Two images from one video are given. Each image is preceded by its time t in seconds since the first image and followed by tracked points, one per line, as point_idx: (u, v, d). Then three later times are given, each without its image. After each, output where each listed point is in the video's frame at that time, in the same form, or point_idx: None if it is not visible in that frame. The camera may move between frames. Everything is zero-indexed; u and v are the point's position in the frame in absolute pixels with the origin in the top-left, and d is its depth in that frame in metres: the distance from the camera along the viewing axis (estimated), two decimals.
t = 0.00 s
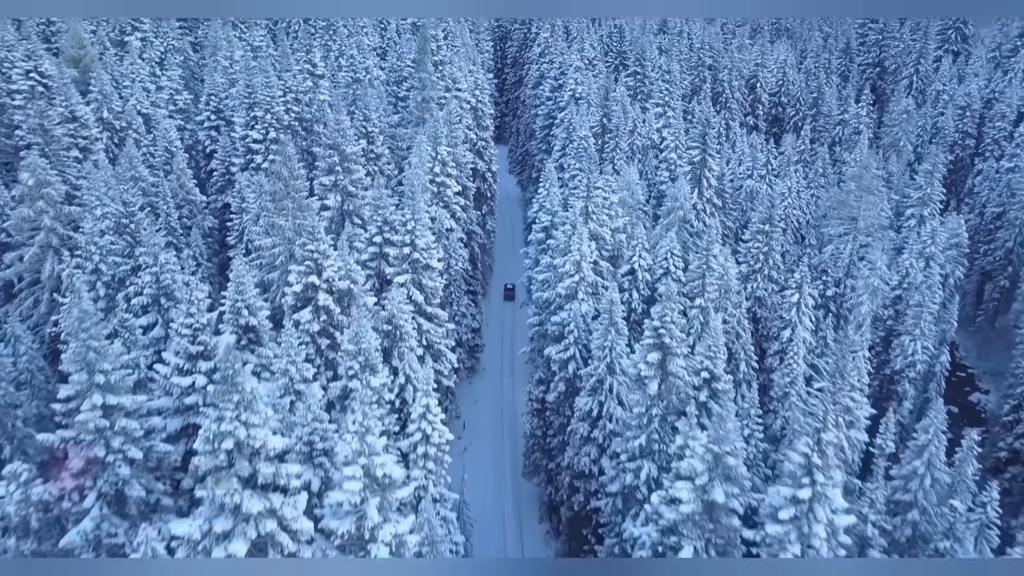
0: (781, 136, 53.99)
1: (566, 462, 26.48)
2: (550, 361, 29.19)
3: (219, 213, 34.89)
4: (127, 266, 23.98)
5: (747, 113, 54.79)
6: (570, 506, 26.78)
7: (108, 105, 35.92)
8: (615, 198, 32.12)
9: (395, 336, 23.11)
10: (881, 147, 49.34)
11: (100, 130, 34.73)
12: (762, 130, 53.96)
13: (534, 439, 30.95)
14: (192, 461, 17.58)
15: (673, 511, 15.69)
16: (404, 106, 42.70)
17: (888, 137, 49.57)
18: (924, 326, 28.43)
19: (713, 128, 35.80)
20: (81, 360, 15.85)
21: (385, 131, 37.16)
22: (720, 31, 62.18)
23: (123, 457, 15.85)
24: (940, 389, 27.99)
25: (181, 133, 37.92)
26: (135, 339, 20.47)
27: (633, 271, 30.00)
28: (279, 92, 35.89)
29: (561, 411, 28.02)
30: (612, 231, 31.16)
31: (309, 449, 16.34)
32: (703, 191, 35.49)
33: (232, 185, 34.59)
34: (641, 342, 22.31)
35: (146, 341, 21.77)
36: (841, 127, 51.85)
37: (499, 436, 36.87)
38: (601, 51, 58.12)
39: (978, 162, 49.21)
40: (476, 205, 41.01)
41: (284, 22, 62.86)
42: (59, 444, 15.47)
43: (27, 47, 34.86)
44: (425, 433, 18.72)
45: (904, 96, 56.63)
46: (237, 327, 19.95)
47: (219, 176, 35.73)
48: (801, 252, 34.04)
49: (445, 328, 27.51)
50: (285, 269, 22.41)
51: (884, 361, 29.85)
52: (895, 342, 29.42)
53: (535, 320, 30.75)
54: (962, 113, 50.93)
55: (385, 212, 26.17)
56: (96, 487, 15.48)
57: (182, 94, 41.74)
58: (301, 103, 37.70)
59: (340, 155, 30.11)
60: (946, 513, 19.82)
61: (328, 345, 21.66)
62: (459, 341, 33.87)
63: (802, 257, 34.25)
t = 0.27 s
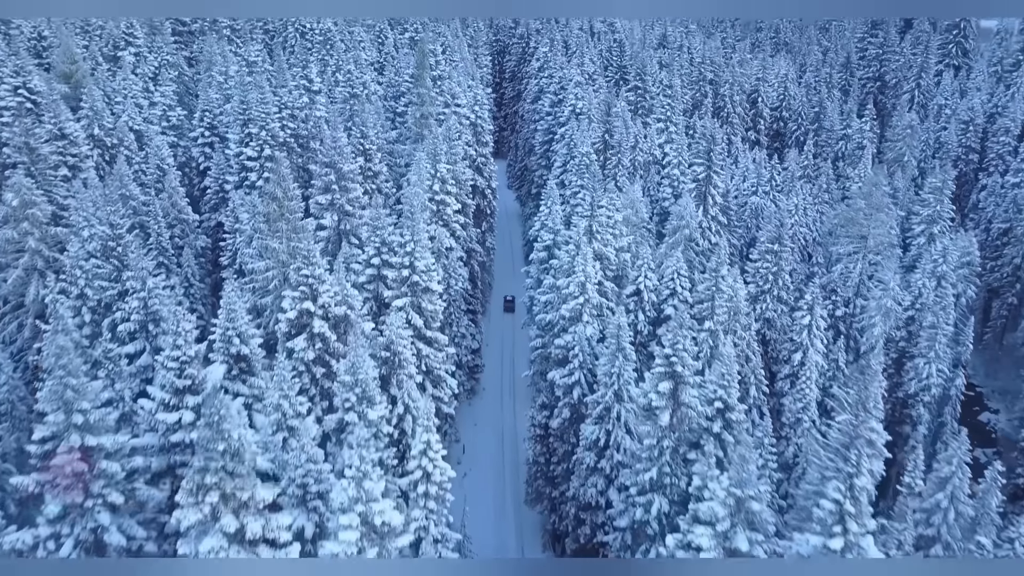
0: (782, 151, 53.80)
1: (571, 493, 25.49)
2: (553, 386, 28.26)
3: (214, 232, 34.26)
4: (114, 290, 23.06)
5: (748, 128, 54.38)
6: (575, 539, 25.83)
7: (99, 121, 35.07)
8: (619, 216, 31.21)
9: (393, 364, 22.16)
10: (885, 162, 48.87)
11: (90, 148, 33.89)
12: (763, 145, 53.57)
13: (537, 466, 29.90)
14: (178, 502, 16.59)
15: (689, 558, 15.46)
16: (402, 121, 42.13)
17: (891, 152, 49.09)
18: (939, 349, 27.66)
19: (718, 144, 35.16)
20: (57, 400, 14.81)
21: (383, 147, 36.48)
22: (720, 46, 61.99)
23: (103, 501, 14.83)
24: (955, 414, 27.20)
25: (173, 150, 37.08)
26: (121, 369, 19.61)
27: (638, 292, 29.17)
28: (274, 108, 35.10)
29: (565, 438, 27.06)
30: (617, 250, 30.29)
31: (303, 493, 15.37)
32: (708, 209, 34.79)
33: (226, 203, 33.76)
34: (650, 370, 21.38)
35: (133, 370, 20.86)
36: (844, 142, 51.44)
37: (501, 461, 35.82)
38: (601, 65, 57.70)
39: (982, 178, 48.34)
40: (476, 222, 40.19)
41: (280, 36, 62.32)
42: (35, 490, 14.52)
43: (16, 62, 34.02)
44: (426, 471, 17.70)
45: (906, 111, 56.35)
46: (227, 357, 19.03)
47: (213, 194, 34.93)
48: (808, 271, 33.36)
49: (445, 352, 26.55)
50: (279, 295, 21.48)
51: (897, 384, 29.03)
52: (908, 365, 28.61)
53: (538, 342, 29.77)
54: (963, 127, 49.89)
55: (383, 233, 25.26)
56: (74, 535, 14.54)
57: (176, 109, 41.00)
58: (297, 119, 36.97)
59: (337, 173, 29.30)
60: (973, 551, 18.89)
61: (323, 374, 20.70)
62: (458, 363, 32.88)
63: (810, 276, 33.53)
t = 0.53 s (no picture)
0: (784, 164, 53.62)
1: (576, 521, 24.58)
2: (557, 408, 27.43)
3: (207, 249, 33.39)
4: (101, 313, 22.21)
5: (749, 140, 54.08)
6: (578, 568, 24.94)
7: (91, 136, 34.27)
8: (623, 233, 30.48)
9: (392, 389, 21.38)
10: (887, 176, 48.51)
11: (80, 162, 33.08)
12: (764, 158, 53.25)
13: (539, 491, 28.94)
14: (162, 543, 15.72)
15: None
16: (400, 135, 41.66)
17: (894, 165, 48.75)
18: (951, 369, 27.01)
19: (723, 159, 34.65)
20: (35, 436, 15.76)
21: (381, 162, 35.93)
22: (720, 59, 61.89)
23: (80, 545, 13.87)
24: (969, 436, 26.55)
25: (167, 165, 36.34)
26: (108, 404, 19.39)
27: (643, 311, 28.47)
28: (269, 122, 34.36)
29: (569, 464, 26.22)
30: (621, 267, 29.58)
31: (296, 534, 15.25)
32: (712, 224, 34.21)
33: (220, 219, 33.01)
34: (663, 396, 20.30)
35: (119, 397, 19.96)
36: (847, 155, 51.12)
37: (501, 479, 34.75)
38: (601, 79, 57.45)
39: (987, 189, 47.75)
40: (476, 237, 39.51)
41: (278, 49, 61.88)
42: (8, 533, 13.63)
43: (6, 76, 33.27)
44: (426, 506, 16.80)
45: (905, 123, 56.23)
46: (219, 384, 18.15)
47: (207, 210, 34.20)
48: (814, 287, 32.79)
49: (445, 374, 25.73)
50: (273, 317, 20.66)
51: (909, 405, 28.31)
52: (921, 386, 27.91)
53: (540, 363, 28.90)
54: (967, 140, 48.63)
55: (382, 251, 24.50)
56: None
57: (170, 123, 40.32)
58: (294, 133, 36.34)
59: (334, 190, 28.62)
60: None
61: (319, 400, 19.85)
62: (459, 383, 32.07)
63: (816, 293, 32.91)
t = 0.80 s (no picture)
0: (786, 179, 53.60)
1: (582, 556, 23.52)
2: (561, 435, 26.42)
3: (200, 269, 32.49)
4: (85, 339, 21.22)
5: (751, 155, 53.59)
6: None
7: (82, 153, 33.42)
8: (629, 252, 29.61)
9: (391, 420, 20.36)
10: (891, 191, 48.02)
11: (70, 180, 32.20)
12: (766, 173, 52.71)
13: (543, 521, 27.82)
14: None
15: None
16: (399, 151, 40.94)
17: (899, 181, 48.28)
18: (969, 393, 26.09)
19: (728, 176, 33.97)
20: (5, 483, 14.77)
21: (379, 179, 35.17)
22: (720, 73, 61.63)
23: None
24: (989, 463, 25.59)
25: (159, 182, 35.47)
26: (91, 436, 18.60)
27: (650, 333, 27.64)
28: (264, 138, 33.53)
29: (575, 494, 25.20)
30: (626, 287, 28.68)
31: None
32: (719, 243, 33.46)
33: (212, 239, 32.12)
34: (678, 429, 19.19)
35: (100, 431, 18.91)
36: (850, 170, 50.71)
37: (502, 504, 33.49)
38: (601, 94, 57.06)
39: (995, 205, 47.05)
40: (476, 254, 38.68)
41: (274, 63, 61.39)
42: None
43: None
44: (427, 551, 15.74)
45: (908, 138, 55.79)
46: (207, 418, 17.12)
47: (200, 229, 33.33)
48: (824, 307, 31.97)
49: (445, 400, 24.71)
50: (266, 345, 19.62)
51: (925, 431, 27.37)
52: (937, 410, 27.00)
53: (544, 388, 27.82)
54: (971, 156, 47.29)
55: (380, 274, 23.52)
56: None
57: (164, 139, 39.51)
58: (289, 150, 35.55)
59: (331, 209, 27.75)
60: None
61: (313, 434, 18.83)
62: (459, 407, 31.05)
63: (826, 314, 32.09)
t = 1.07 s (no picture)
0: (790, 192, 53.24)
1: None
2: (565, 458, 25.52)
3: (194, 286, 31.74)
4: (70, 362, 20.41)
5: (753, 168, 53.18)
6: None
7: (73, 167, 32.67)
8: (634, 269, 28.82)
9: (389, 447, 19.47)
10: (895, 205, 47.57)
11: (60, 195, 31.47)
12: (768, 186, 52.27)
13: (546, 547, 26.85)
14: None
15: None
16: (398, 165, 40.34)
17: (903, 194, 47.88)
18: (986, 414, 25.28)
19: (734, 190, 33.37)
20: None
21: (377, 194, 34.55)
22: (721, 86, 61.41)
23: None
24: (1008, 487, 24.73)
25: (152, 197, 34.75)
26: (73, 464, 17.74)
27: (656, 352, 26.89)
28: (259, 152, 32.76)
29: (580, 521, 24.30)
30: (631, 305, 27.88)
31: None
32: (724, 258, 32.81)
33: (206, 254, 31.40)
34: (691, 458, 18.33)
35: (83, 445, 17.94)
36: (853, 183, 50.46)
37: (504, 527, 32.30)
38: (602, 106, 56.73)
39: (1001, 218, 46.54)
40: (476, 270, 37.94)
41: (272, 76, 61.04)
42: None
43: None
44: None
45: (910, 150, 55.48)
46: (196, 449, 16.23)
47: (193, 245, 32.64)
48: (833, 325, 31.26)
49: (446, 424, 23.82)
50: (259, 370, 18.74)
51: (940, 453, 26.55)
52: (953, 431, 26.18)
53: (547, 409, 26.90)
54: (975, 168, 46.85)
55: (378, 292, 22.65)
56: None
57: (158, 153, 38.88)
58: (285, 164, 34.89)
59: (327, 225, 26.94)
60: None
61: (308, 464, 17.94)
62: (459, 427, 30.17)
63: (835, 331, 31.37)
